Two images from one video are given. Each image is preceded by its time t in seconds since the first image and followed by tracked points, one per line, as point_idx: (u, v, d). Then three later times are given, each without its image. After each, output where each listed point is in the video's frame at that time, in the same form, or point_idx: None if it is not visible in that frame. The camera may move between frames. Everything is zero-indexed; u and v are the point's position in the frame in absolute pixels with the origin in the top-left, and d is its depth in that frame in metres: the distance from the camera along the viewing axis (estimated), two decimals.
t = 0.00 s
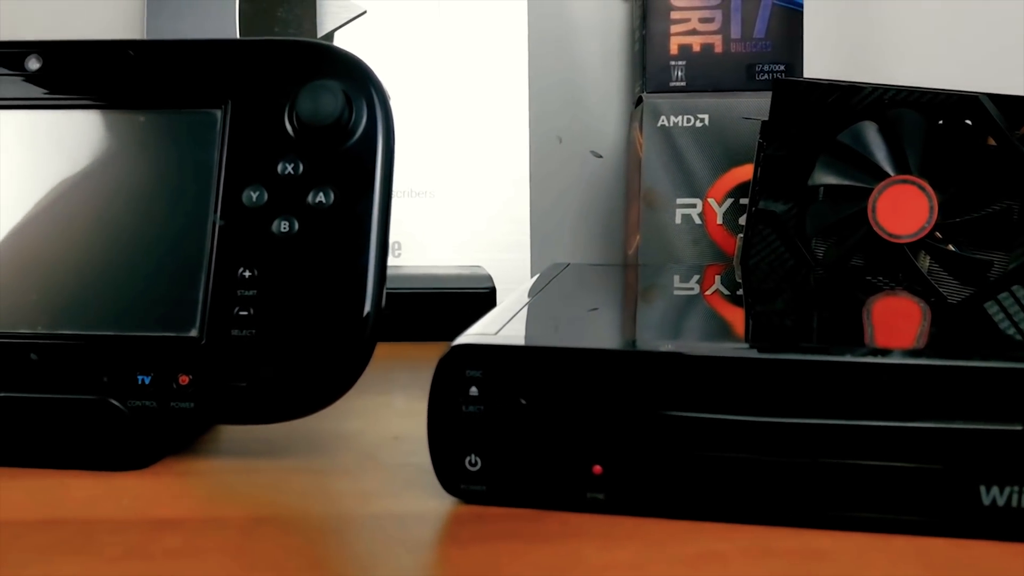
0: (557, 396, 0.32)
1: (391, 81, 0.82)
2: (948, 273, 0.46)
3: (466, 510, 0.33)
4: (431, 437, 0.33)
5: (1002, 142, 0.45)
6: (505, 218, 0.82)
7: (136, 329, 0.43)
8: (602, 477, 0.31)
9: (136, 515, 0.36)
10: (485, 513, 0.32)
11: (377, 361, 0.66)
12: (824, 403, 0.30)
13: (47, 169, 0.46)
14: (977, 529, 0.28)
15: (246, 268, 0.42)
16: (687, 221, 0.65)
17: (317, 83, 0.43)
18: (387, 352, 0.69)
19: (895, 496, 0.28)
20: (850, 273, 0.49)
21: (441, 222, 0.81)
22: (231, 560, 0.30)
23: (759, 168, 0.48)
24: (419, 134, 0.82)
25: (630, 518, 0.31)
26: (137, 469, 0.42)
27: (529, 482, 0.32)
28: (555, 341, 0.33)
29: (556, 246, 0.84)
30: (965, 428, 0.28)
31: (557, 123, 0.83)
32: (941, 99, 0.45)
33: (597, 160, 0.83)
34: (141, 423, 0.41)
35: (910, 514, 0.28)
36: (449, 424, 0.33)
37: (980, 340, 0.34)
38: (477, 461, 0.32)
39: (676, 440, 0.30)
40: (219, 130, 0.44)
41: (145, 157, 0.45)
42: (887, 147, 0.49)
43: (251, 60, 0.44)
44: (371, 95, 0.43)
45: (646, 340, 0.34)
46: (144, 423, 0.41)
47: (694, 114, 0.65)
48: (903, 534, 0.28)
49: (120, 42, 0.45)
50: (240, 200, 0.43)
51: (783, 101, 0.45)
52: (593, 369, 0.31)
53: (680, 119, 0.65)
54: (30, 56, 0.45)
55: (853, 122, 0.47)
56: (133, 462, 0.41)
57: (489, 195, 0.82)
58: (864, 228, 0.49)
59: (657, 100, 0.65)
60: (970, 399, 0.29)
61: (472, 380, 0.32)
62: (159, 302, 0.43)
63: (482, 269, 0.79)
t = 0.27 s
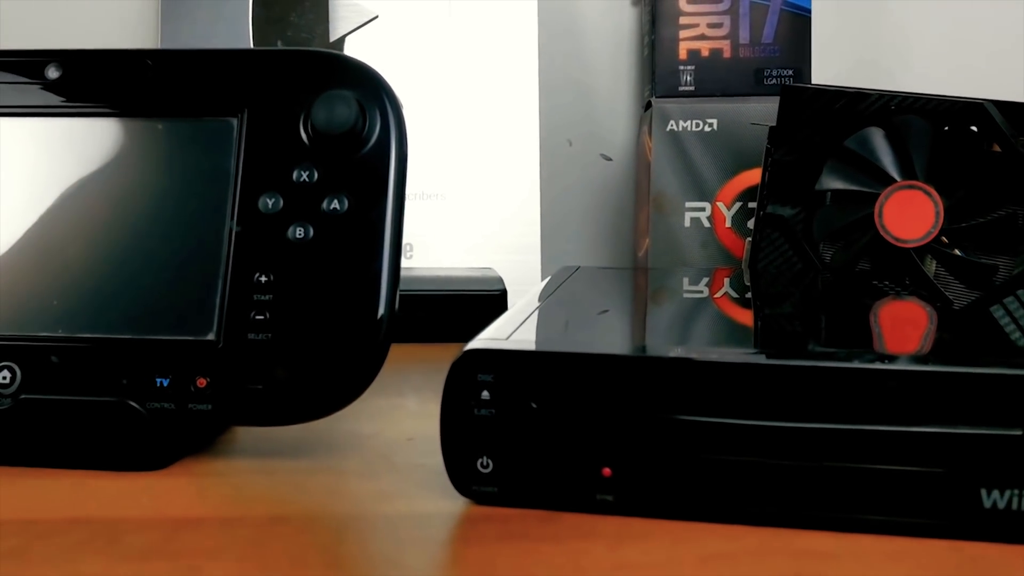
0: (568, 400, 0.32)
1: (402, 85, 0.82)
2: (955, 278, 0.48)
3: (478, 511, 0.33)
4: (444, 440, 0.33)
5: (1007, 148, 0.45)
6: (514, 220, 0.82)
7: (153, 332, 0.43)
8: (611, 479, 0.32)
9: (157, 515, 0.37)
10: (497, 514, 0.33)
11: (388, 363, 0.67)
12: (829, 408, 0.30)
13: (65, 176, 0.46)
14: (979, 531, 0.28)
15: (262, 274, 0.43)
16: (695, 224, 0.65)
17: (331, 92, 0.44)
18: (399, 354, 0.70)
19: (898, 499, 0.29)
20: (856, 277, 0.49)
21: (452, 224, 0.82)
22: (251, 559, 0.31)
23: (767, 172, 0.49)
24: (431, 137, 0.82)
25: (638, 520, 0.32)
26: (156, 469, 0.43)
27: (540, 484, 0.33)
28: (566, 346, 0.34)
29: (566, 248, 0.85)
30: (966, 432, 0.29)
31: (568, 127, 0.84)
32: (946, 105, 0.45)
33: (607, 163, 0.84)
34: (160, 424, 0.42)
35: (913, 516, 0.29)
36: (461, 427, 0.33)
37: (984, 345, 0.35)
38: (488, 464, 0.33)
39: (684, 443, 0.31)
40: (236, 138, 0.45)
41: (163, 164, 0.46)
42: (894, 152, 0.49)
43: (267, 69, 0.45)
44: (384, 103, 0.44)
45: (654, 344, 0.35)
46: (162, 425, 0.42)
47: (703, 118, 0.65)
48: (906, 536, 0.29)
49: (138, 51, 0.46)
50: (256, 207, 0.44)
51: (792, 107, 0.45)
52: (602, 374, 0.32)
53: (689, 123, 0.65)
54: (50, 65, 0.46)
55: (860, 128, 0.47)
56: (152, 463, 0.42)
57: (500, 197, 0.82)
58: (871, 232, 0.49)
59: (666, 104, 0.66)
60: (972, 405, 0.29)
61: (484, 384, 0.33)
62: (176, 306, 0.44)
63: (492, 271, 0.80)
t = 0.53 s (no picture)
0: (572, 404, 0.33)
1: (407, 91, 0.83)
2: (955, 283, 0.48)
3: (484, 512, 0.34)
4: (450, 442, 0.34)
5: (1007, 154, 0.45)
6: (519, 225, 0.83)
7: (165, 336, 0.44)
8: (614, 482, 0.32)
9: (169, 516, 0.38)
10: (502, 515, 0.34)
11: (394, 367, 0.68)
12: (828, 412, 0.31)
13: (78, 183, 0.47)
14: (976, 533, 0.29)
15: (272, 279, 0.44)
16: (698, 229, 0.66)
17: (339, 100, 0.45)
18: (405, 358, 0.71)
19: (896, 501, 0.30)
20: (857, 283, 0.50)
21: (457, 229, 0.83)
22: (262, 559, 0.32)
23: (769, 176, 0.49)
24: (436, 143, 0.83)
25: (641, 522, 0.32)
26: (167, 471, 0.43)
27: (544, 486, 0.33)
28: (570, 350, 0.34)
29: (570, 253, 0.86)
30: (963, 435, 0.30)
31: (572, 132, 0.85)
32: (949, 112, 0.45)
33: (611, 168, 0.85)
34: (171, 427, 0.43)
35: (911, 518, 0.29)
36: (467, 430, 0.34)
37: (981, 349, 0.35)
38: (494, 466, 0.34)
39: (686, 446, 0.32)
40: (246, 145, 0.46)
41: (174, 169, 0.46)
42: (895, 158, 0.49)
43: (276, 77, 0.46)
44: (392, 110, 0.45)
45: (656, 349, 0.35)
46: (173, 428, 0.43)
47: (706, 124, 0.66)
48: (904, 537, 0.29)
49: (149, 60, 0.46)
50: (265, 213, 0.45)
51: (794, 113, 0.45)
52: (606, 378, 0.33)
53: (693, 129, 0.66)
54: (62, 73, 0.47)
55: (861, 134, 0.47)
56: (163, 465, 0.43)
57: (504, 202, 0.83)
58: (872, 237, 0.50)
59: (670, 110, 0.66)
60: (969, 409, 0.30)
61: (490, 388, 0.34)
62: (188, 309, 0.44)
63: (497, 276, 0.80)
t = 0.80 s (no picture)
0: (572, 409, 0.34)
1: (410, 97, 0.84)
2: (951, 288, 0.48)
3: (484, 515, 0.35)
4: (451, 446, 0.35)
5: (1002, 162, 0.47)
6: (521, 229, 0.84)
7: (171, 340, 0.45)
8: (613, 485, 0.33)
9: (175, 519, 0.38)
10: (502, 518, 0.34)
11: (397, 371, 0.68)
12: (823, 417, 0.31)
13: (86, 190, 0.48)
14: (967, 536, 0.29)
15: (277, 284, 0.44)
16: (698, 234, 0.67)
17: (343, 109, 0.46)
18: (408, 362, 0.71)
19: (890, 505, 0.30)
20: (855, 288, 0.50)
21: (460, 233, 0.83)
22: (267, 561, 0.32)
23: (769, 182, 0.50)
24: (439, 148, 0.84)
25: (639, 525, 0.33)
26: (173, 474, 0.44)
27: (544, 489, 0.34)
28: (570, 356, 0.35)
29: (572, 257, 0.86)
30: (955, 441, 0.30)
31: (573, 137, 0.85)
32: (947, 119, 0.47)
33: (612, 173, 0.85)
34: (177, 430, 0.43)
35: (903, 521, 0.30)
36: (468, 434, 0.34)
37: (975, 355, 0.36)
38: (495, 470, 0.34)
39: (683, 451, 0.32)
40: (251, 152, 0.46)
41: (181, 176, 0.47)
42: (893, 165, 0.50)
43: (281, 86, 0.47)
44: (394, 118, 0.46)
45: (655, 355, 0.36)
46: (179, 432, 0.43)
47: (706, 130, 0.66)
48: (896, 540, 0.30)
49: (156, 68, 0.47)
50: (271, 220, 0.45)
51: (793, 119, 0.47)
52: (605, 384, 0.33)
53: (693, 135, 0.66)
54: (70, 82, 0.47)
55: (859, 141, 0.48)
56: (169, 468, 0.44)
57: (506, 207, 0.84)
58: (870, 243, 0.50)
59: (670, 117, 0.67)
60: (961, 414, 0.30)
61: (491, 393, 0.34)
62: (193, 314, 0.45)
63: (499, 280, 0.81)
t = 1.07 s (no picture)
0: (570, 413, 0.34)
1: (411, 101, 0.85)
2: (946, 293, 0.48)
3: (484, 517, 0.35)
4: (452, 449, 0.35)
5: (997, 169, 0.47)
6: (521, 232, 0.84)
7: (176, 344, 0.45)
8: (610, 488, 0.33)
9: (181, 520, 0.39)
10: (501, 520, 0.35)
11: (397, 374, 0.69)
12: (817, 422, 0.32)
13: (92, 195, 0.48)
14: (957, 539, 0.30)
15: (280, 289, 0.45)
16: (697, 238, 0.67)
17: (346, 117, 0.46)
18: (408, 364, 0.72)
19: (881, 508, 0.31)
20: (850, 293, 0.51)
21: (460, 237, 0.84)
22: (271, 562, 0.33)
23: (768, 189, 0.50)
24: (439, 152, 0.84)
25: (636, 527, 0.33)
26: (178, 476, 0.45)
27: (542, 491, 0.34)
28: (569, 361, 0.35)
29: (571, 261, 0.87)
30: (945, 446, 0.31)
31: (573, 142, 0.86)
32: (941, 126, 0.47)
33: (612, 177, 0.86)
34: (182, 432, 0.44)
35: (895, 524, 0.31)
36: (468, 437, 0.35)
37: (967, 361, 0.36)
38: (494, 472, 0.35)
39: (679, 455, 0.33)
40: (256, 159, 0.47)
41: (185, 181, 0.48)
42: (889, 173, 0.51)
43: (284, 94, 0.47)
44: (396, 125, 0.46)
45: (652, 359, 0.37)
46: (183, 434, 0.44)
47: (705, 135, 0.67)
48: (888, 543, 0.31)
49: (161, 76, 0.48)
50: (274, 225, 0.46)
51: (791, 127, 0.47)
52: (603, 389, 0.34)
53: (692, 141, 0.67)
54: (76, 89, 0.48)
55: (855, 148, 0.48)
56: (174, 469, 0.44)
57: (506, 211, 0.84)
58: (866, 248, 0.51)
59: (669, 122, 0.67)
60: (952, 420, 0.31)
61: (490, 397, 0.35)
62: (198, 318, 0.46)
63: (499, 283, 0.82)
